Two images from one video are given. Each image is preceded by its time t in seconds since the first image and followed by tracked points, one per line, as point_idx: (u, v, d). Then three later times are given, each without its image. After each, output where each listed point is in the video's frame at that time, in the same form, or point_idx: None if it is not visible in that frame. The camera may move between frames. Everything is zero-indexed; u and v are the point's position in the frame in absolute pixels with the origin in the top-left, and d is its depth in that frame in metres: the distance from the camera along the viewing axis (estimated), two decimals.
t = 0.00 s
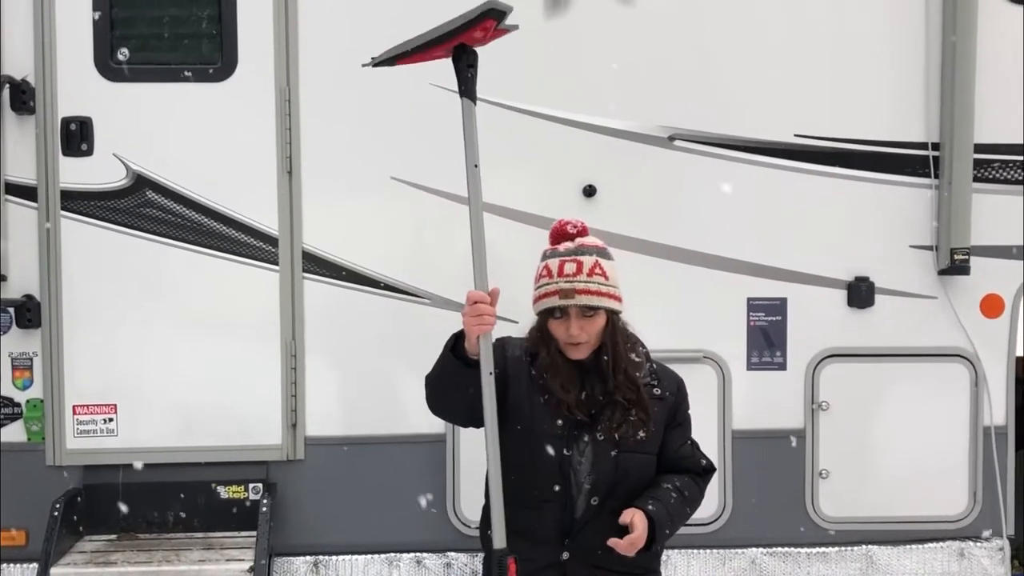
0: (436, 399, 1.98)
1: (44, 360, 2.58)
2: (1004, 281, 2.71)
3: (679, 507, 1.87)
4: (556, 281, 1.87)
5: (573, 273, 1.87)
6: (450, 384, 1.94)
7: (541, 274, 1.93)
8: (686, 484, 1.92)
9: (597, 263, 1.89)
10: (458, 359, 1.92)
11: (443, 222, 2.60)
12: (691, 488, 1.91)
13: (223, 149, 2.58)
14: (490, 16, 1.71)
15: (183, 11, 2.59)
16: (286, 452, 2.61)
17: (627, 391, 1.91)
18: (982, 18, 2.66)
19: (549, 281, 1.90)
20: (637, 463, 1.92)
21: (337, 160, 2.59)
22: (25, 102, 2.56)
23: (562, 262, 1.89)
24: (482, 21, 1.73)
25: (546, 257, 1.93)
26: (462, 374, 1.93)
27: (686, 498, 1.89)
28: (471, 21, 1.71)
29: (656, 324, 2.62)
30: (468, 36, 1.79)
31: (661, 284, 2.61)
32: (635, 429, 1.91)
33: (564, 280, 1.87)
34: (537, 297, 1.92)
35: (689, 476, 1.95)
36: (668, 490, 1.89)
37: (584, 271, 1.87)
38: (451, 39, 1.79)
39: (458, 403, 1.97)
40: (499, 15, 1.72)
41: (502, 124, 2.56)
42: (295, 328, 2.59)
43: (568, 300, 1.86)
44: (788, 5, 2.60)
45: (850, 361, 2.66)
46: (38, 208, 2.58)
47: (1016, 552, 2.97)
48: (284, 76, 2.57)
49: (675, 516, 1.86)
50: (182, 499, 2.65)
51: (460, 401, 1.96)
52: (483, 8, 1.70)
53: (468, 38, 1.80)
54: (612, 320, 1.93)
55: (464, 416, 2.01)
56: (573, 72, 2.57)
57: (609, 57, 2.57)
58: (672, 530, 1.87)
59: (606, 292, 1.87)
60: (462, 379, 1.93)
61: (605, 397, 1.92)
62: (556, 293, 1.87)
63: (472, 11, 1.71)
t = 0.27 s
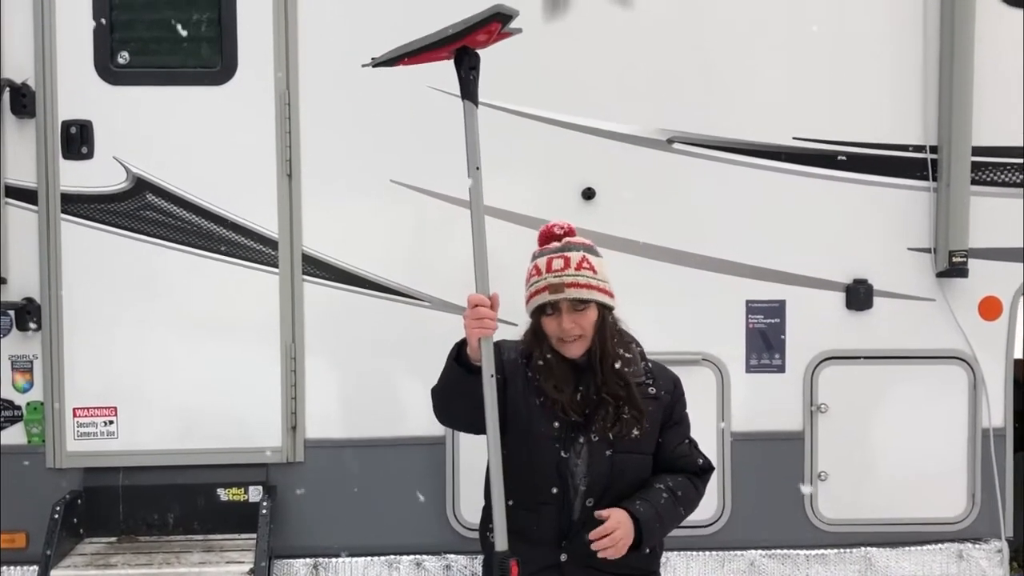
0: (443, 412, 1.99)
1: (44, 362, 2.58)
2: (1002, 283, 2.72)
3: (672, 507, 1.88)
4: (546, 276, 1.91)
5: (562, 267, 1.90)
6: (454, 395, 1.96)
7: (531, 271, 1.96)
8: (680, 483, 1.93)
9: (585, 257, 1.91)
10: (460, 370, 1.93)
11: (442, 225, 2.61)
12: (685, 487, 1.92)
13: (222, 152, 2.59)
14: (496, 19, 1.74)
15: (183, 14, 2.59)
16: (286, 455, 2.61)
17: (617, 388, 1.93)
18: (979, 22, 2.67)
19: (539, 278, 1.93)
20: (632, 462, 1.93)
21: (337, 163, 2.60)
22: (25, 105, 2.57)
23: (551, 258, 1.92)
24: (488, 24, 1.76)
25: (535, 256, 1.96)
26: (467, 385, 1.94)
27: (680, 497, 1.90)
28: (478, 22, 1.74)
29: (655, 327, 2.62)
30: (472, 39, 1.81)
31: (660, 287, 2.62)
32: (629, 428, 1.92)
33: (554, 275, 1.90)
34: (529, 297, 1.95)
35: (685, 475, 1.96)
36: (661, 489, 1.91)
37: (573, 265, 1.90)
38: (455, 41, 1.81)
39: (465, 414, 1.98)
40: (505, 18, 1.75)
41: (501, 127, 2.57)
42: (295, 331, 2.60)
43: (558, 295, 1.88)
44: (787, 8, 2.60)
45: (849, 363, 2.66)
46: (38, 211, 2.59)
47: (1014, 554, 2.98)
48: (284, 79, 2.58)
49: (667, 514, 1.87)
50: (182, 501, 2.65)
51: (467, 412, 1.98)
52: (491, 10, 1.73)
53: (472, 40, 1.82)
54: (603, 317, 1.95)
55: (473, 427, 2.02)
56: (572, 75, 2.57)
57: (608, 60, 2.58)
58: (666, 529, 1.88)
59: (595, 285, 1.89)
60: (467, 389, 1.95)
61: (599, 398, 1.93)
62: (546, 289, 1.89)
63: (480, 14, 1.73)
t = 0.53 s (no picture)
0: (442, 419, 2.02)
1: (43, 364, 2.58)
2: (1000, 285, 2.72)
3: (671, 476, 1.85)
4: (547, 264, 1.94)
5: (561, 256, 1.94)
6: (449, 400, 1.97)
7: (531, 264, 2.00)
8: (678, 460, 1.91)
9: (583, 249, 1.97)
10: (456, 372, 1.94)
11: (441, 227, 2.61)
12: (684, 464, 1.90)
13: (221, 154, 2.59)
14: (494, 23, 1.74)
15: (181, 16, 2.59)
16: (285, 456, 2.61)
17: (610, 378, 1.94)
18: (977, 24, 2.67)
19: (540, 267, 1.96)
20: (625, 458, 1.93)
21: (336, 165, 2.60)
22: (24, 108, 2.57)
23: (549, 248, 1.97)
24: (486, 28, 1.76)
25: (534, 248, 2.02)
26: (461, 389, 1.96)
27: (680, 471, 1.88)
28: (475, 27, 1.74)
29: (654, 329, 2.62)
30: (471, 43, 1.81)
31: (659, 288, 2.62)
32: (620, 422, 1.93)
33: (554, 262, 1.94)
34: (529, 287, 1.98)
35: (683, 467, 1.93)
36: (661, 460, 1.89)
37: (571, 254, 1.95)
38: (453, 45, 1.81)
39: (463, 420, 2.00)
40: (504, 23, 1.74)
41: (500, 129, 2.57)
42: (294, 333, 2.60)
43: (559, 280, 1.91)
44: (785, 12, 2.61)
45: (847, 365, 2.66)
46: (37, 213, 2.59)
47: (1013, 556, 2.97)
48: (283, 81, 2.58)
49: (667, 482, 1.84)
50: (181, 503, 2.65)
51: (464, 417, 2.00)
52: (489, 14, 1.72)
53: (471, 44, 1.82)
54: (602, 307, 1.98)
55: (472, 433, 2.04)
56: (571, 77, 2.58)
57: (607, 62, 2.58)
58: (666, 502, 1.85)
59: (593, 274, 1.94)
60: (461, 393, 1.96)
61: (591, 394, 1.95)
62: (547, 276, 1.93)
63: (478, 18, 1.73)
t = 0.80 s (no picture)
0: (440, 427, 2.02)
1: (41, 366, 2.59)
2: (997, 286, 2.73)
3: (666, 503, 1.87)
4: (534, 273, 1.94)
5: (549, 263, 1.93)
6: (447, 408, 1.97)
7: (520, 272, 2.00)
8: (676, 481, 1.92)
9: (572, 253, 1.96)
10: (452, 379, 1.93)
11: (439, 229, 2.62)
12: (681, 486, 1.92)
13: (219, 156, 2.59)
14: (486, 29, 1.73)
15: (179, 18, 2.60)
16: (283, 458, 2.61)
17: (611, 382, 1.94)
18: (973, 26, 2.68)
19: (528, 276, 1.96)
20: (625, 465, 1.94)
21: (334, 167, 2.60)
22: (22, 110, 2.57)
23: (537, 256, 1.96)
24: (478, 34, 1.75)
25: (524, 256, 2.00)
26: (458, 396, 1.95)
27: (676, 495, 1.90)
28: (468, 34, 1.73)
29: (651, 330, 2.63)
30: (464, 49, 1.81)
31: (656, 290, 2.62)
32: (624, 426, 1.93)
33: (542, 271, 1.93)
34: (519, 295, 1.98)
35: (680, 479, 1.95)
36: (658, 485, 1.90)
37: (560, 261, 1.94)
38: (446, 51, 1.81)
39: (461, 428, 2.00)
40: (496, 28, 1.74)
41: (497, 131, 2.57)
42: (292, 335, 2.61)
43: (546, 290, 1.91)
44: (781, 14, 2.61)
45: (844, 366, 2.67)
46: (35, 215, 2.59)
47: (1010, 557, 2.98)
48: (280, 84, 2.58)
49: (662, 510, 1.86)
50: (179, 505, 2.65)
51: (462, 425, 2.00)
52: (481, 20, 1.72)
53: (464, 50, 1.82)
54: (594, 312, 1.97)
55: (470, 438, 2.04)
56: (568, 80, 2.58)
57: (604, 65, 2.59)
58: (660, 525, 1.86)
59: (583, 280, 1.93)
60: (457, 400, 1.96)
61: (592, 397, 1.95)
62: (534, 286, 1.93)
63: (469, 25, 1.73)
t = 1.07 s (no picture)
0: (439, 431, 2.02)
1: (39, 368, 2.59)
2: (994, 286, 2.73)
3: (662, 510, 1.88)
4: (533, 270, 1.96)
5: (549, 261, 1.95)
6: (444, 411, 1.97)
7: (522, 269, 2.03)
8: (673, 487, 1.93)
9: (573, 254, 1.97)
10: (449, 382, 1.94)
11: (437, 230, 2.62)
12: (678, 493, 1.92)
13: (216, 158, 2.59)
14: (480, 34, 1.74)
15: (176, 20, 2.60)
16: (281, 459, 2.62)
17: (604, 385, 1.95)
18: (970, 26, 2.68)
19: (528, 273, 1.99)
20: (622, 469, 1.94)
21: (331, 169, 2.60)
22: (20, 112, 2.58)
23: (539, 253, 1.99)
24: (472, 39, 1.77)
25: (530, 253, 2.03)
26: (456, 398, 1.96)
27: (672, 502, 1.91)
28: (462, 37, 1.75)
29: (648, 331, 2.63)
30: (458, 54, 1.82)
31: (653, 291, 2.63)
32: (620, 430, 1.93)
33: (540, 269, 1.95)
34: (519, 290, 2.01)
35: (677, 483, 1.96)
36: (654, 492, 1.91)
37: (560, 260, 1.95)
38: (441, 56, 1.82)
39: (459, 432, 2.00)
40: (490, 33, 1.75)
41: (494, 133, 2.58)
42: (290, 336, 2.61)
43: (542, 286, 1.93)
44: (778, 15, 2.62)
45: (841, 366, 2.67)
46: (33, 217, 2.59)
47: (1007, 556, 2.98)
48: (278, 85, 2.59)
49: (658, 518, 1.86)
50: (178, 506, 2.65)
51: (460, 429, 2.00)
52: (475, 24, 1.73)
53: (459, 55, 1.83)
54: (591, 316, 1.97)
55: (470, 443, 2.04)
56: (564, 81, 2.58)
57: (601, 66, 2.59)
58: (657, 531, 1.87)
59: (581, 280, 1.94)
60: (456, 402, 1.96)
61: (587, 401, 1.95)
62: (532, 281, 1.95)
63: (463, 30, 1.74)
